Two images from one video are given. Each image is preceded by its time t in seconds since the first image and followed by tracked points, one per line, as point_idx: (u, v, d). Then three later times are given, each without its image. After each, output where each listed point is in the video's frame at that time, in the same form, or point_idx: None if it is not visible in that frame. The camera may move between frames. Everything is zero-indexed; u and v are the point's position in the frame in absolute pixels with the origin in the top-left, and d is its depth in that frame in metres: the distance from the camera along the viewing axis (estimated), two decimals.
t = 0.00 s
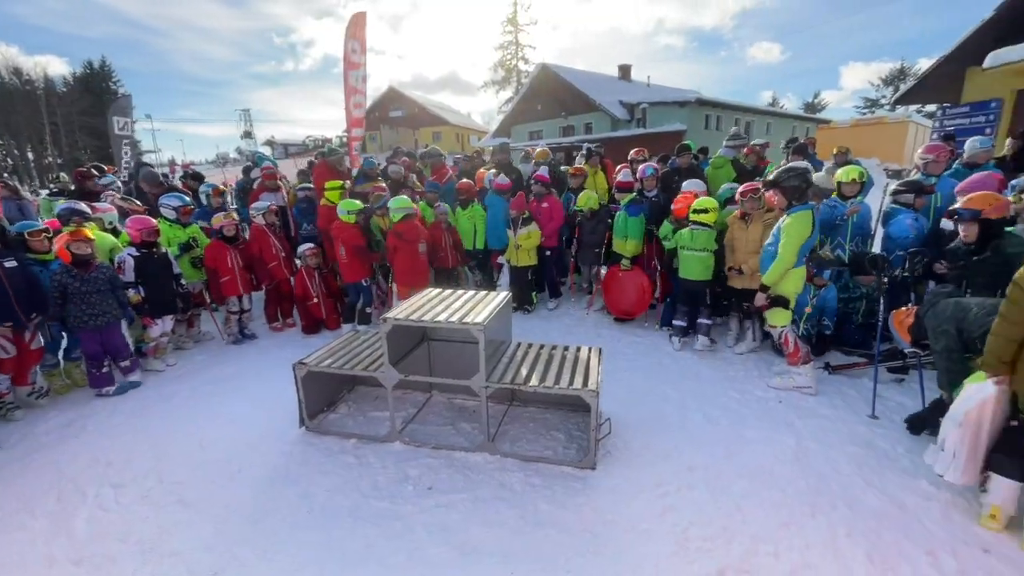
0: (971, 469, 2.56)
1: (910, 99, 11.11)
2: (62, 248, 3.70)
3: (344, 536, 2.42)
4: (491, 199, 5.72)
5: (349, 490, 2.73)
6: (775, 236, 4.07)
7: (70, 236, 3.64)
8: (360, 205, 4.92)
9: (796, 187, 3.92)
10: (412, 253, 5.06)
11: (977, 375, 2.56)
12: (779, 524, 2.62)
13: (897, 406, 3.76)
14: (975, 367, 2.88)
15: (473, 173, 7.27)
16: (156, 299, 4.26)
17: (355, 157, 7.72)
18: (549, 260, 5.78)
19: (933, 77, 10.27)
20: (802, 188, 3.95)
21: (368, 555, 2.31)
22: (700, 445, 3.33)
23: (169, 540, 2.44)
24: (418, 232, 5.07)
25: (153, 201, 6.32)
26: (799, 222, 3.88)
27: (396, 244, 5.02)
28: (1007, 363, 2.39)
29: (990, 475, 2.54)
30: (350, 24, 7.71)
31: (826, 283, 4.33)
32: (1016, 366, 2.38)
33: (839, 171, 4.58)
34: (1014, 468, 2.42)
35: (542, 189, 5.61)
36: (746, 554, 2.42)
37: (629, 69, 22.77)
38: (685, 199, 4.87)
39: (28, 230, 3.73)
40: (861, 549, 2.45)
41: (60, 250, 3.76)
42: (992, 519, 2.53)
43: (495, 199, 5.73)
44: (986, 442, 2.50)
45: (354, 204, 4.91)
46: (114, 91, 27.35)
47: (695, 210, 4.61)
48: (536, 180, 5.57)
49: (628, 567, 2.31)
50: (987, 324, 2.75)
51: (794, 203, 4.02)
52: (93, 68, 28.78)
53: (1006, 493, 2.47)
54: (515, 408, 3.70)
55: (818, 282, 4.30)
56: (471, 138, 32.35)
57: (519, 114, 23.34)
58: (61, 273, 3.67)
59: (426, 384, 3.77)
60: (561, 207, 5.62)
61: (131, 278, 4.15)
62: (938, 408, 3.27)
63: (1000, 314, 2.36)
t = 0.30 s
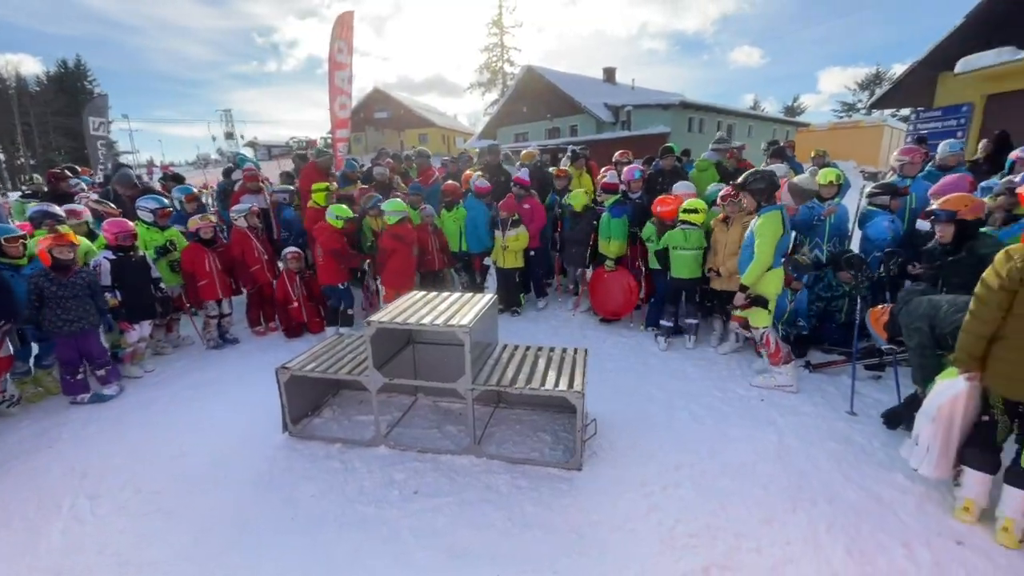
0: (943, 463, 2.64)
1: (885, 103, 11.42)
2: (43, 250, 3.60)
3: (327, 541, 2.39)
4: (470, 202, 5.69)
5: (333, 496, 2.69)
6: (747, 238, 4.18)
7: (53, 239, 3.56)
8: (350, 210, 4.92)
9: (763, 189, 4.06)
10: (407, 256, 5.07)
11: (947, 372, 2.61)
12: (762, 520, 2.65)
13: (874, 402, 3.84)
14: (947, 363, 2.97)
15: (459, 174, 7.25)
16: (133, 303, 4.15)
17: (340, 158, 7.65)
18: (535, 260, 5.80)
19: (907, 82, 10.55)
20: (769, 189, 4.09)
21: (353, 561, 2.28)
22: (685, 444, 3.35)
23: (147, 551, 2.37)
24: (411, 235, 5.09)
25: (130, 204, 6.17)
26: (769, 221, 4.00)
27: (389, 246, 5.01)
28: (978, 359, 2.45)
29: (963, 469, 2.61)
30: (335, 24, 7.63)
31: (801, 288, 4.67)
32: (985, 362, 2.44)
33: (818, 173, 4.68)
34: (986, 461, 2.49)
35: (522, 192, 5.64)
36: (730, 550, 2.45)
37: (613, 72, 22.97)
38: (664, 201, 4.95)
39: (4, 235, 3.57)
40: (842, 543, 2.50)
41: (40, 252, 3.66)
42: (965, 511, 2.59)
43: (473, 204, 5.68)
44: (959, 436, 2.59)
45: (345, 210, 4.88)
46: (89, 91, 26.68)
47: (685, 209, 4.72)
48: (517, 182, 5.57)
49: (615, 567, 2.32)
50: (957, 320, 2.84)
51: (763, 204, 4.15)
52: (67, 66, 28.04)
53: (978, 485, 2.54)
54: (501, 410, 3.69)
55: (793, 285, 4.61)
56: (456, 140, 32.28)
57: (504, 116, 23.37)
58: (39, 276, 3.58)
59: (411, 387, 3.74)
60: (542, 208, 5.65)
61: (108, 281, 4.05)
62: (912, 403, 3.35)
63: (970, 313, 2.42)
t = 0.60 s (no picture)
0: (917, 456, 2.75)
1: (860, 107, 11.68)
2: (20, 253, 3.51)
3: (311, 548, 2.36)
4: (451, 205, 5.65)
5: (317, 502, 2.65)
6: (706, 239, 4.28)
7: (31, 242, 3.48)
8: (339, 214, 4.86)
9: (721, 194, 4.12)
10: (401, 260, 5.03)
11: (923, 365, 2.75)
12: (744, 517, 2.69)
13: (851, 399, 3.93)
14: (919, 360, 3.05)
15: (444, 176, 7.23)
16: (108, 308, 4.05)
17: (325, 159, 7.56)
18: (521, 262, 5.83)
19: (882, 86, 10.81)
20: (726, 193, 4.15)
21: (336, 568, 2.25)
22: (669, 443, 3.39)
23: (123, 562, 2.32)
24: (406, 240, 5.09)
25: (105, 206, 6.02)
26: (723, 224, 4.08)
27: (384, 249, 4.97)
28: (945, 354, 2.49)
29: (936, 462, 2.71)
30: (319, 23, 7.55)
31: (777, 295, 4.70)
32: (952, 356, 2.50)
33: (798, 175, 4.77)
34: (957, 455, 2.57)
35: (508, 194, 5.64)
36: (713, 548, 2.48)
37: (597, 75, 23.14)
38: (646, 202, 5.01)
39: None
40: (821, 538, 2.55)
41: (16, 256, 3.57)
42: (939, 504, 2.66)
43: (455, 206, 5.64)
44: (932, 429, 2.71)
45: (335, 214, 4.83)
46: (62, 89, 25.98)
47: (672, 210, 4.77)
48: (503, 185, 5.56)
49: (600, 567, 2.33)
50: (927, 319, 2.94)
51: (721, 207, 4.22)
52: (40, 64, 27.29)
53: (950, 478, 2.62)
54: (487, 412, 3.68)
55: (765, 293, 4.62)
56: (441, 141, 32.17)
57: (489, 118, 23.36)
58: (13, 279, 3.48)
59: (396, 390, 3.71)
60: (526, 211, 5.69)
61: (81, 286, 3.94)
62: (887, 400, 3.44)
63: (935, 309, 2.48)
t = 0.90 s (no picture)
0: (889, 449, 2.82)
1: (835, 111, 11.97)
2: None
3: (293, 555, 2.31)
4: (433, 207, 5.51)
5: (298, 509, 2.61)
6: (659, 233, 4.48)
7: None
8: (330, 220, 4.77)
9: (671, 190, 4.31)
10: (393, 262, 5.03)
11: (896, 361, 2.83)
12: (726, 514, 2.72)
13: (829, 395, 4.01)
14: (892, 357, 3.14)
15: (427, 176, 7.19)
16: (78, 313, 3.92)
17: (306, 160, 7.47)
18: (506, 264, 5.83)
19: (855, 90, 11.08)
20: (678, 191, 4.33)
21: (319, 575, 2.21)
22: (653, 442, 3.41)
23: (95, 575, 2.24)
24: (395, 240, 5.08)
25: (75, 208, 5.84)
26: (671, 219, 4.27)
27: (376, 251, 4.94)
28: (916, 350, 2.57)
29: (908, 457, 2.78)
30: (299, 21, 7.46)
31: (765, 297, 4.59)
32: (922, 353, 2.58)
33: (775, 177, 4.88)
34: (930, 449, 2.63)
35: (493, 195, 5.63)
36: (697, 545, 2.50)
37: (579, 78, 23.28)
38: (628, 204, 5.01)
39: None
40: (801, 532, 2.59)
41: None
42: (912, 497, 2.72)
43: (433, 208, 5.51)
44: (903, 426, 2.78)
45: (325, 220, 4.73)
46: (32, 87, 25.19)
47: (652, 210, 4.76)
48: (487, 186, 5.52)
49: (586, 566, 2.34)
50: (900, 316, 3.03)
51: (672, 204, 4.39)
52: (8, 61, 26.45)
53: (923, 471, 2.68)
54: (472, 415, 3.66)
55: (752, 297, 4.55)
56: (424, 143, 32.01)
57: (473, 119, 23.32)
58: None
59: (379, 393, 3.67)
60: (511, 214, 5.69)
61: (49, 291, 3.80)
62: (863, 396, 3.51)
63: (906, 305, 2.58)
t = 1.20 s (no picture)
0: (863, 444, 2.88)
1: (810, 114, 12.26)
2: None
3: (273, 564, 2.27)
4: (416, 207, 5.47)
5: (279, 516, 2.56)
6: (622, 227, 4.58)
7: None
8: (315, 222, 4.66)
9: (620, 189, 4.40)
10: (382, 263, 4.97)
11: (868, 358, 2.89)
12: (708, 511, 2.75)
13: (806, 392, 4.09)
14: (864, 354, 3.23)
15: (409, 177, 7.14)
16: (45, 320, 3.79)
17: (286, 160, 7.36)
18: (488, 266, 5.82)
19: (829, 95, 11.36)
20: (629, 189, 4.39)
21: None
22: (636, 442, 3.43)
23: None
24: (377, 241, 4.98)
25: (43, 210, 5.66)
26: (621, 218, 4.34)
27: (361, 254, 4.82)
28: (888, 349, 2.65)
29: (881, 450, 2.86)
30: (278, 19, 7.35)
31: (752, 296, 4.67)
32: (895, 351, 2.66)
33: (752, 181, 5.01)
34: (900, 442, 2.72)
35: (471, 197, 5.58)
36: (680, 543, 2.53)
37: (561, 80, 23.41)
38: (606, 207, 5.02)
39: None
40: (780, 527, 2.63)
41: None
42: (885, 489, 2.80)
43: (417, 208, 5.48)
44: (877, 420, 2.83)
45: (309, 222, 4.60)
46: None
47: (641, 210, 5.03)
48: (466, 188, 5.50)
49: (571, 566, 2.34)
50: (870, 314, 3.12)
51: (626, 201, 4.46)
52: None
53: (895, 464, 2.76)
54: (456, 417, 3.63)
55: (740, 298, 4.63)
56: (406, 144, 31.82)
57: (455, 121, 23.29)
58: None
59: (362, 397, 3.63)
60: (492, 215, 5.66)
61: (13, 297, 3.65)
62: (840, 393, 3.58)
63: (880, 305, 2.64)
